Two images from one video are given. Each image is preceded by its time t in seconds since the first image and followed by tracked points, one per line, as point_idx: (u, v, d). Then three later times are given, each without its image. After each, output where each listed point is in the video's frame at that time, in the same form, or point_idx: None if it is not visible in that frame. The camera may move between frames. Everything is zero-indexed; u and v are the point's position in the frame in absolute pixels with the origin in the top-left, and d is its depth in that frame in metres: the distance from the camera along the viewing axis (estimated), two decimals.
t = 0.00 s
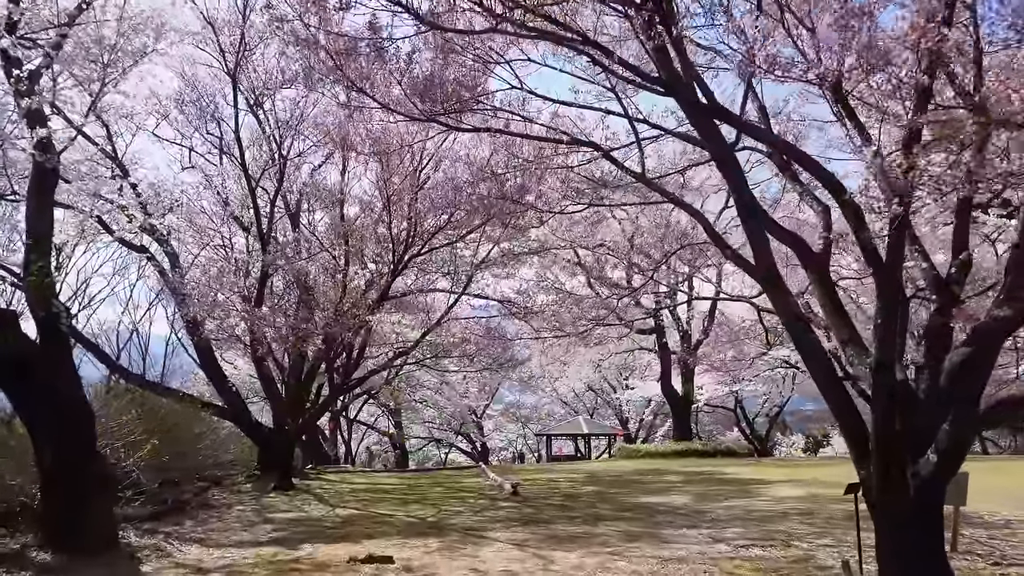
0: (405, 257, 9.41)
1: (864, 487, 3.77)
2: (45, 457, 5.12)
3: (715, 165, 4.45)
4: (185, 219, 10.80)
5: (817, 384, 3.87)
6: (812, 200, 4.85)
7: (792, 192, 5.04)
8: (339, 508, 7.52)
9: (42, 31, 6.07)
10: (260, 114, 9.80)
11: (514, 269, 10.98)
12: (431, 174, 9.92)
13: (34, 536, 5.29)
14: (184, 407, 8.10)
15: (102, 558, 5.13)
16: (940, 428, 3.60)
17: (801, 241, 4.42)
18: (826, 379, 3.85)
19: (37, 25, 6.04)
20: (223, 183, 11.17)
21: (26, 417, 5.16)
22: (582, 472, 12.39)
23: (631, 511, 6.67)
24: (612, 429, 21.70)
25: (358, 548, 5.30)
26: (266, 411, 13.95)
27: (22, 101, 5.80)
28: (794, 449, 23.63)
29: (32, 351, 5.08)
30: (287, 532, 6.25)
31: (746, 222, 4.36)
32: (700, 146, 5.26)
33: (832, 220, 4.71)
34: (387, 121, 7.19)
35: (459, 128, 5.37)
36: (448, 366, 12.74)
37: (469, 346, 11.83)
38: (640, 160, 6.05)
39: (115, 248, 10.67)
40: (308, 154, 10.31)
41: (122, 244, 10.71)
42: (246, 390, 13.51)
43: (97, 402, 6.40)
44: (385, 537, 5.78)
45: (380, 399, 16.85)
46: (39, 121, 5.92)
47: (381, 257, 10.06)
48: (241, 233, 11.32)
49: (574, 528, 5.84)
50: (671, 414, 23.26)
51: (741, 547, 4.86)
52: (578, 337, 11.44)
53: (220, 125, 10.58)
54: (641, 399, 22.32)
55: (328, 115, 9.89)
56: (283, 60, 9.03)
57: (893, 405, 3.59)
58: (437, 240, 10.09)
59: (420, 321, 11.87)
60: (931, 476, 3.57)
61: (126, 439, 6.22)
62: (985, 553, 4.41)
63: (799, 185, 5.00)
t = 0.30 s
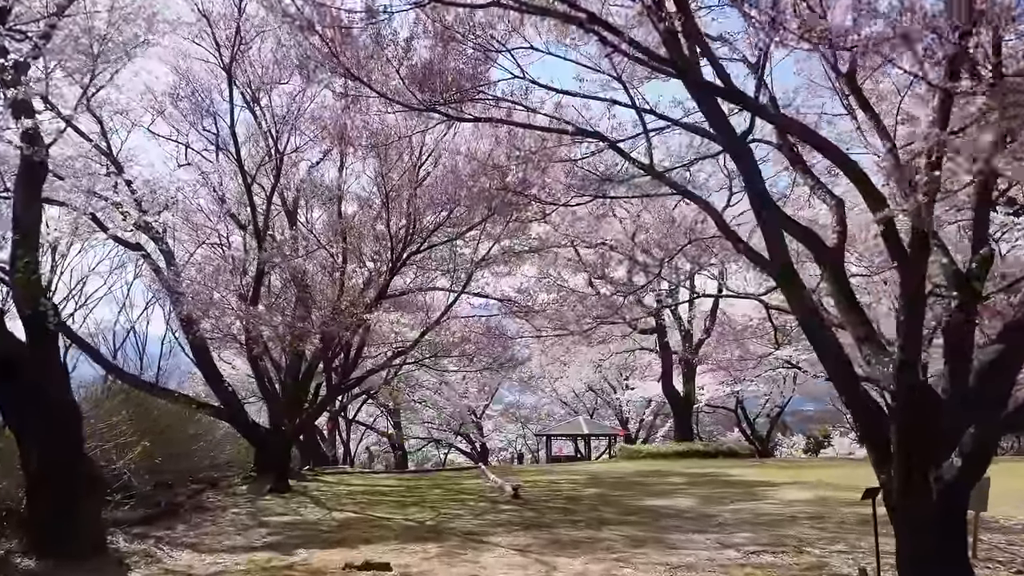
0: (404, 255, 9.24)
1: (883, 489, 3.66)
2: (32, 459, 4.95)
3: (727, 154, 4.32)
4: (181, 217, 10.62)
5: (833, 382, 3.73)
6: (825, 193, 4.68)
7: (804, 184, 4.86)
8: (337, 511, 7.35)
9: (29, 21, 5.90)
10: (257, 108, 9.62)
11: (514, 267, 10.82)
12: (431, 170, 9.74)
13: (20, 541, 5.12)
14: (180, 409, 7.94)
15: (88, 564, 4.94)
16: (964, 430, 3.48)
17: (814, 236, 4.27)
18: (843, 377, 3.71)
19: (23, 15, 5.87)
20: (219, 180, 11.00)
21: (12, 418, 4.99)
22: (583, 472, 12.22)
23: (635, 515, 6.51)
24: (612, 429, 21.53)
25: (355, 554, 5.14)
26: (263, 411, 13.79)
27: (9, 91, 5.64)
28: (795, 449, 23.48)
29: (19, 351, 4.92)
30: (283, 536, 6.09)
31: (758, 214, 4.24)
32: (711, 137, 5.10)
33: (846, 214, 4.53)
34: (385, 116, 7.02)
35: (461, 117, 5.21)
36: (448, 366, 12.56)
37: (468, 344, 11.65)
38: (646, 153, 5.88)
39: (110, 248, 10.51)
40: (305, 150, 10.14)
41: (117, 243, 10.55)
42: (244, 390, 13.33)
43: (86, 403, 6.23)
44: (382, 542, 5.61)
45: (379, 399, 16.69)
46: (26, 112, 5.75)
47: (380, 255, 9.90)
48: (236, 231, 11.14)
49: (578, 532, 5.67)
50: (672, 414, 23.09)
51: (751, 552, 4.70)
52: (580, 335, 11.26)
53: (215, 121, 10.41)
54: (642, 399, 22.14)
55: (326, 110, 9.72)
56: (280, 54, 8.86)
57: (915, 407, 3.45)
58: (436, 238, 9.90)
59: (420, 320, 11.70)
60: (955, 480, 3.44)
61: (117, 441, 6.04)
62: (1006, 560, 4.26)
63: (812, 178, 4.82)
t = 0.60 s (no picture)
0: (402, 251, 9.08)
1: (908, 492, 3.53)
2: (17, 457, 4.77)
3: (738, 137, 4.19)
4: (177, 214, 10.47)
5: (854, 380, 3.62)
6: (840, 184, 4.51)
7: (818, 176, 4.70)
8: (333, 512, 7.19)
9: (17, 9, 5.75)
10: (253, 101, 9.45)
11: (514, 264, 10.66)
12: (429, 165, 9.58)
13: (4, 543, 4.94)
14: (174, 407, 7.77)
15: (74, 566, 4.77)
16: (992, 430, 3.37)
17: (829, 228, 4.11)
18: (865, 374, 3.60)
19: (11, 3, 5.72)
20: (216, 176, 10.84)
21: None
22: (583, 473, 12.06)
23: (639, 516, 6.35)
24: (613, 429, 21.38)
25: (351, 557, 4.97)
26: (260, 411, 13.63)
27: None
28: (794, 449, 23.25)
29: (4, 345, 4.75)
30: (277, 538, 5.92)
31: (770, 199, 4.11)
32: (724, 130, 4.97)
33: (861, 204, 4.36)
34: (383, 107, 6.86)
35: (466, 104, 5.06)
36: (447, 364, 12.40)
37: (468, 342, 11.48)
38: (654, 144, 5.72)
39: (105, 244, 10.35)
40: (302, 144, 9.97)
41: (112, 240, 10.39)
42: (241, 389, 13.18)
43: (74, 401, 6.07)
44: (379, 545, 5.45)
45: (378, 399, 16.53)
46: (13, 101, 5.59)
47: (378, 252, 9.72)
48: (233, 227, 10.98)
49: (581, 535, 5.52)
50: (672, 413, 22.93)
51: (761, 556, 4.55)
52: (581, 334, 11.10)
53: (211, 115, 10.25)
54: (642, 399, 21.99)
55: (323, 103, 9.56)
56: (276, 46, 8.70)
57: (939, 405, 3.33)
58: (435, 233, 9.74)
59: (419, 318, 11.53)
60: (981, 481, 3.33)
61: (108, 439, 5.88)
62: None
63: (825, 169, 4.66)
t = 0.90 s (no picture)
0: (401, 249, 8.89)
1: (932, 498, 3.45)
2: None
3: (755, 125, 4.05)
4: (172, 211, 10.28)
5: (876, 382, 3.49)
6: (857, 177, 4.36)
7: (833, 168, 4.55)
8: (330, 517, 7.01)
9: None
10: (249, 96, 9.27)
11: (515, 262, 10.49)
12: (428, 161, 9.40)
13: None
14: (166, 409, 7.59)
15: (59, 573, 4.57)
16: None
17: (846, 222, 3.94)
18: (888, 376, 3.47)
19: None
20: (212, 173, 10.65)
21: None
22: (584, 475, 11.88)
23: (644, 521, 6.16)
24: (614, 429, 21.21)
25: (348, 565, 4.79)
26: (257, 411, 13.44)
27: None
28: (796, 449, 23.09)
29: None
30: (272, 544, 5.74)
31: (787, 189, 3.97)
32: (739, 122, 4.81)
33: (879, 197, 4.20)
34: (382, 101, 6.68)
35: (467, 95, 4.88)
36: (446, 364, 12.22)
37: (467, 341, 11.30)
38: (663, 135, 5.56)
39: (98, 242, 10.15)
40: (299, 140, 9.80)
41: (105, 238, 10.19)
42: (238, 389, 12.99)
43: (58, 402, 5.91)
44: (377, 552, 5.27)
45: (376, 399, 16.35)
46: None
47: (376, 250, 9.54)
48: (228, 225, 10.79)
49: (585, 541, 5.33)
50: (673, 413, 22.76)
51: (774, 566, 4.36)
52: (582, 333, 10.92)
53: (207, 111, 10.06)
54: (643, 399, 21.81)
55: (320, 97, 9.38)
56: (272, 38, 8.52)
57: (971, 410, 3.25)
58: (435, 231, 9.56)
59: (418, 317, 11.35)
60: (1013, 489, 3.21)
61: (95, 442, 5.69)
62: None
63: (841, 162, 4.51)
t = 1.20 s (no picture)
0: (400, 246, 8.71)
1: (963, 502, 3.35)
2: None
3: (774, 112, 3.96)
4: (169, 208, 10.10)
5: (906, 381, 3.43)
6: (875, 166, 4.22)
7: (849, 158, 4.40)
8: (327, 519, 6.83)
9: None
10: (244, 89, 9.08)
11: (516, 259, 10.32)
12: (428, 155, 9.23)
13: None
14: (161, 409, 7.40)
15: None
16: None
17: (864, 212, 3.79)
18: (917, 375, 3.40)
19: None
20: (208, 169, 10.48)
21: None
22: (586, 475, 11.71)
23: (649, 524, 5.98)
24: (615, 429, 21.02)
25: (344, 570, 4.62)
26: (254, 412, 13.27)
27: None
28: (798, 449, 22.92)
29: None
30: (268, 548, 5.56)
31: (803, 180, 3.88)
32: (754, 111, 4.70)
33: (898, 188, 4.06)
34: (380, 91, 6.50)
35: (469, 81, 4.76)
36: (446, 364, 12.05)
37: (467, 340, 11.12)
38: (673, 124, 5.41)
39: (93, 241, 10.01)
40: (296, 135, 9.62)
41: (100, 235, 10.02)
42: (235, 389, 12.80)
43: (47, 400, 5.69)
44: (373, 556, 5.09)
45: (375, 399, 16.18)
46: None
47: (375, 247, 9.37)
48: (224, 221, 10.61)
49: (591, 546, 5.15)
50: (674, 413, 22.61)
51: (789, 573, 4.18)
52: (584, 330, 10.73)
53: (203, 104, 9.88)
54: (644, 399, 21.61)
55: (317, 89, 9.21)
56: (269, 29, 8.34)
57: (1006, 408, 3.17)
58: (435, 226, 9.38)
59: (417, 315, 11.18)
60: None
61: (85, 443, 5.50)
62: None
63: (857, 152, 4.36)
